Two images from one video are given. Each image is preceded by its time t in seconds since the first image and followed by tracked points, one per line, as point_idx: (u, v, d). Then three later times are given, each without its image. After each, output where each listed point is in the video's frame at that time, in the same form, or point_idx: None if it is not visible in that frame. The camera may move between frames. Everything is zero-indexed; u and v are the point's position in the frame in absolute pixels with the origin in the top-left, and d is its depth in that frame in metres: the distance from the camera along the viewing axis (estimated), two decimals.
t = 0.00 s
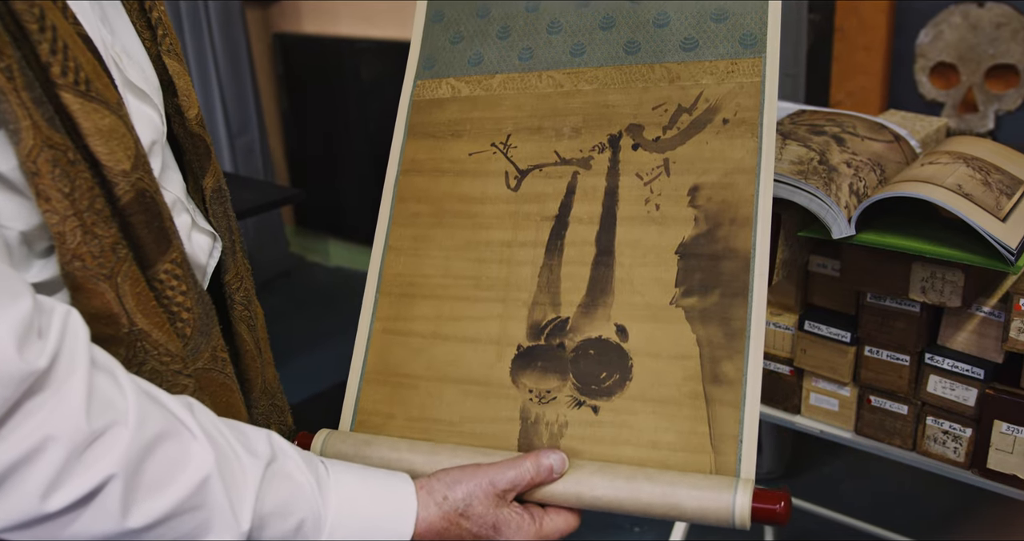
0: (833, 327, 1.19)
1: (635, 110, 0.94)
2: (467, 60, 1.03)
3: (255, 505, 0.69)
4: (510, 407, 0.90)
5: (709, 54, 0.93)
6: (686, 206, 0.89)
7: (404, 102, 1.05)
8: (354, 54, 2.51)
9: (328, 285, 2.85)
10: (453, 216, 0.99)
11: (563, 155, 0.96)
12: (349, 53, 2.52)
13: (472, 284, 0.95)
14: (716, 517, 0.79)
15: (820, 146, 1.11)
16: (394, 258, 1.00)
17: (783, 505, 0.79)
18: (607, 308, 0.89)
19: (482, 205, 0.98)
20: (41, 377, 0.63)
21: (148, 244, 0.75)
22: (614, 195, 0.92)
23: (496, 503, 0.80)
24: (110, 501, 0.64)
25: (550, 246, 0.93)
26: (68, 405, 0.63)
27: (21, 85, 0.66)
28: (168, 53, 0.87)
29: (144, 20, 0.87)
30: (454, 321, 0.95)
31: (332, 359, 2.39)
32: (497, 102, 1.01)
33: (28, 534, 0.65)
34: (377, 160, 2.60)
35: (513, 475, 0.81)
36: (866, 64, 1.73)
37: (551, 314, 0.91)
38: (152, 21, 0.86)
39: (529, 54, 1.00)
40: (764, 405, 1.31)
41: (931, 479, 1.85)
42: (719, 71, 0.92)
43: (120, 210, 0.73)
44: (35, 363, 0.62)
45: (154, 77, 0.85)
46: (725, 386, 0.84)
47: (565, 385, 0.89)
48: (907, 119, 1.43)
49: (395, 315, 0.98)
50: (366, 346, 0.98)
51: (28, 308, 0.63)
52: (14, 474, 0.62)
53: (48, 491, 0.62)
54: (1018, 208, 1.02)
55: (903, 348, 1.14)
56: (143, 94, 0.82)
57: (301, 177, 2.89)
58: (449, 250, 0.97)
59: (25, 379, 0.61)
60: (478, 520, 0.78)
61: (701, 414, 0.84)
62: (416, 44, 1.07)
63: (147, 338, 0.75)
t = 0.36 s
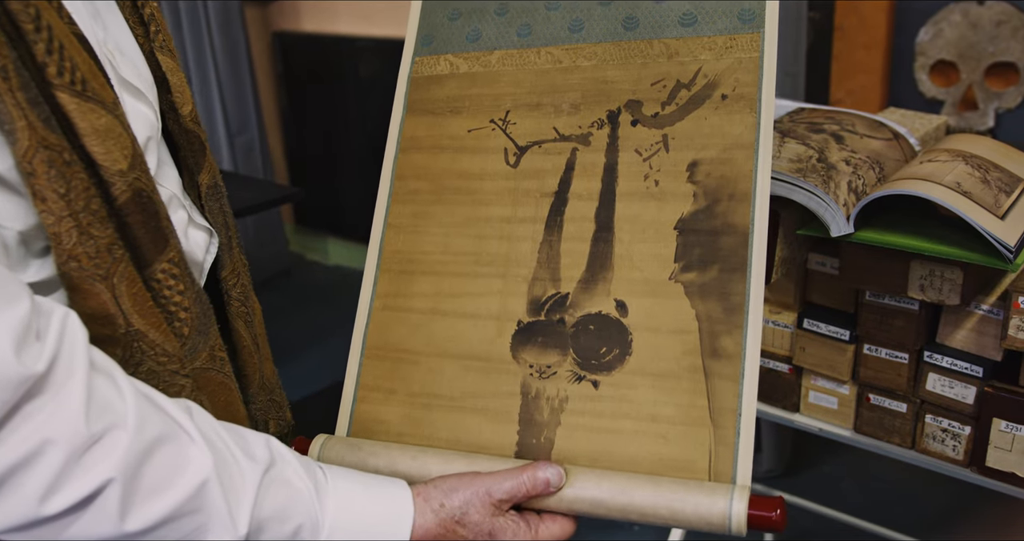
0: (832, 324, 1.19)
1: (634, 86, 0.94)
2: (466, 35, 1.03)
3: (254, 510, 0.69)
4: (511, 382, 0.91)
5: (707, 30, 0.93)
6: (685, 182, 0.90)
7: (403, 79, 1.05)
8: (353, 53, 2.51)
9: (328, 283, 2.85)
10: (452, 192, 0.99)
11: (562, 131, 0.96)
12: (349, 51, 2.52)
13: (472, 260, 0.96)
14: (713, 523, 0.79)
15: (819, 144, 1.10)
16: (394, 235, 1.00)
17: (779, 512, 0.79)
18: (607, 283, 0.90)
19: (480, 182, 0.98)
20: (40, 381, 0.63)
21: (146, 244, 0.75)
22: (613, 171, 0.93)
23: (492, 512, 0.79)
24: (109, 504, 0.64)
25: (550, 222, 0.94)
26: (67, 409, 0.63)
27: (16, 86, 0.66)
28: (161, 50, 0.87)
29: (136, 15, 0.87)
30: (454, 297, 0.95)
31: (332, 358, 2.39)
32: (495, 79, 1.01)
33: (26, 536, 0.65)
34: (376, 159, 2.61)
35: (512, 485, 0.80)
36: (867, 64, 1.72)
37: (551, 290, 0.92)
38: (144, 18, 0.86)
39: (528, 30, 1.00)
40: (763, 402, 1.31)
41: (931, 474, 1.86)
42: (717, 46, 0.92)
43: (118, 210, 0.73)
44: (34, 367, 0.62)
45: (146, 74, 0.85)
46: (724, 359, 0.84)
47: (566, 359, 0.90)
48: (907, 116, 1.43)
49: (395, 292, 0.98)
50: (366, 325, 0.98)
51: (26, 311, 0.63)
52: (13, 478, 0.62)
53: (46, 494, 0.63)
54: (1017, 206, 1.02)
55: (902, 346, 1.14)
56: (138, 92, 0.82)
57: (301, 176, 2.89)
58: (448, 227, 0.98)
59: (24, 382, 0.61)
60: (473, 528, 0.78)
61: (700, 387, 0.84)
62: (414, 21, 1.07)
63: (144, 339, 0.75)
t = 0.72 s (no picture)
0: (832, 324, 1.19)
1: (625, 66, 0.95)
2: (458, 16, 1.04)
3: (243, 510, 0.69)
4: (504, 362, 0.92)
5: (699, 9, 0.94)
6: (677, 159, 0.90)
7: (395, 60, 1.06)
8: (353, 52, 2.50)
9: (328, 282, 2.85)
10: (445, 172, 1.00)
11: (554, 111, 0.97)
12: (349, 50, 2.52)
13: (465, 241, 0.96)
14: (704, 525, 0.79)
15: (819, 144, 1.10)
16: (386, 216, 1.01)
17: (769, 512, 0.80)
18: (600, 263, 0.90)
19: (472, 161, 0.99)
20: (27, 382, 0.63)
21: (130, 242, 0.75)
22: (606, 150, 0.94)
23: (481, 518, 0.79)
24: (98, 505, 0.65)
25: (542, 202, 0.94)
26: (54, 410, 0.64)
27: None
28: (147, 45, 0.87)
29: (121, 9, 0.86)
30: (447, 277, 0.96)
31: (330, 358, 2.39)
32: (487, 59, 1.01)
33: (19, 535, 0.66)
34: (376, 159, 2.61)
35: (501, 492, 0.80)
36: (867, 63, 1.72)
37: (544, 270, 0.92)
38: (130, 13, 0.86)
39: (520, 10, 1.01)
40: (761, 401, 1.31)
41: (931, 473, 1.86)
42: (709, 25, 0.93)
43: (101, 207, 0.73)
44: (19, 368, 0.62)
45: (134, 67, 0.84)
46: (716, 338, 0.85)
47: (559, 338, 0.91)
48: (907, 116, 1.43)
49: (387, 274, 0.99)
50: (359, 303, 0.99)
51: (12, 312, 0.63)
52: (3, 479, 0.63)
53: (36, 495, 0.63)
54: (1017, 206, 1.02)
55: (902, 346, 1.14)
56: (123, 86, 0.82)
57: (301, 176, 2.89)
58: (442, 208, 0.99)
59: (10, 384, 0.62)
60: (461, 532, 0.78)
61: (693, 366, 0.85)
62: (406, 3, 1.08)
63: (129, 338, 0.75)
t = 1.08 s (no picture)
0: (834, 325, 1.19)
1: (616, 49, 0.95)
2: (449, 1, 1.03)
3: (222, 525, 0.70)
4: (494, 343, 0.92)
5: None
6: (667, 143, 0.90)
7: (388, 46, 1.05)
8: (354, 51, 2.50)
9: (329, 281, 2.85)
10: (438, 157, 0.99)
11: (546, 95, 0.96)
12: (350, 49, 2.51)
13: (456, 225, 0.96)
14: None
15: (820, 144, 1.10)
16: (380, 201, 1.00)
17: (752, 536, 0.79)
18: (590, 245, 0.90)
19: (464, 145, 0.98)
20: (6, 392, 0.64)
21: (114, 243, 0.74)
22: (596, 134, 0.93)
23: None
24: (74, 517, 0.65)
25: (533, 186, 0.94)
26: (33, 421, 0.64)
27: None
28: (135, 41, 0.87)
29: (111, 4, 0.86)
30: (438, 261, 0.96)
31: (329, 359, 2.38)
32: (480, 45, 1.00)
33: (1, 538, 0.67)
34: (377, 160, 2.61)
35: (483, 515, 0.78)
36: (868, 63, 1.72)
37: (535, 253, 0.92)
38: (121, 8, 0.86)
39: None
40: (761, 401, 1.31)
41: (931, 473, 1.86)
42: (699, 8, 0.93)
43: (84, 208, 0.73)
44: None
45: (125, 64, 0.84)
46: (705, 319, 0.85)
47: (548, 320, 0.91)
48: (908, 116, 1.43)
49: (380, 256, 0.98)
50: (352, 288, 0.99)
51: None
52: None
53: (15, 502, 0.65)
54: (1018, 206, 1.02)
55: (903, 346, 1.14)
56: (114, 83, 0.81)
57: (303, 176, 2.89)
58: (434, 192, 0.98)
59: None
60: None
61: (681, 346, 0.85)
62: None
63: (113, 340, 0.75)
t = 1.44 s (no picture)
0: (838, 325, 1.18)
1: (608, 30, 0.94)
2: None
3: None
4: (488, 326, 0.92)
5: None
6: (659, 124, 0.90)
7: (380, 26, 1.04)
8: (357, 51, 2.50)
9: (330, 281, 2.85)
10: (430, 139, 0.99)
11: (538, 77, 0.96)
12: (352, 49, 2.51)
13: (448, 207, 0.96)
14: None
15: (823, 144, 1.10)
16: (371, 182, 1.00)
17: None
18: (583, 228, 0.90)
19: (455, 127, 0.98)
20: None
21: (110, 246, 0.74)
22: (588, 116, 0.93)
23: None
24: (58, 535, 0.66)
25: (526, 167, 0.94)
26: (22, 437, 0.65)
27: None
28: (132, 40, 0.86)
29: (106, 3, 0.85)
30: (432, 244, 0.96)
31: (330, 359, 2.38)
32: (472, 26, 1.00)
33: None
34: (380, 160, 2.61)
35: None
36: (870, 63, 1.71)
37: (528, 235, 0.92)
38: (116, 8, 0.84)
39: None
40: (764, 401, 1.31)
41: (933, 472, 1.86)
42: None
43: (79, 211, 0.72)
44: None
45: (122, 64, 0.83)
46: (699, 301, 0.85)
47: (542, 303, 0.91)
48: (910, 116, 1.43)
49: (373, 240, 0.99)
50: (344, 269, 0.99)
51: None
52: None
53: None
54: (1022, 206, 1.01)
55: (907, 346, 1.14)
56: (109, 83, 0.81)
57: (304, 176, 2.89)
58: (426, 174, 0.98)
59: None
60: None
61: (676, 329, 0.85)
62: None
63: (107, 344, 0.75)
